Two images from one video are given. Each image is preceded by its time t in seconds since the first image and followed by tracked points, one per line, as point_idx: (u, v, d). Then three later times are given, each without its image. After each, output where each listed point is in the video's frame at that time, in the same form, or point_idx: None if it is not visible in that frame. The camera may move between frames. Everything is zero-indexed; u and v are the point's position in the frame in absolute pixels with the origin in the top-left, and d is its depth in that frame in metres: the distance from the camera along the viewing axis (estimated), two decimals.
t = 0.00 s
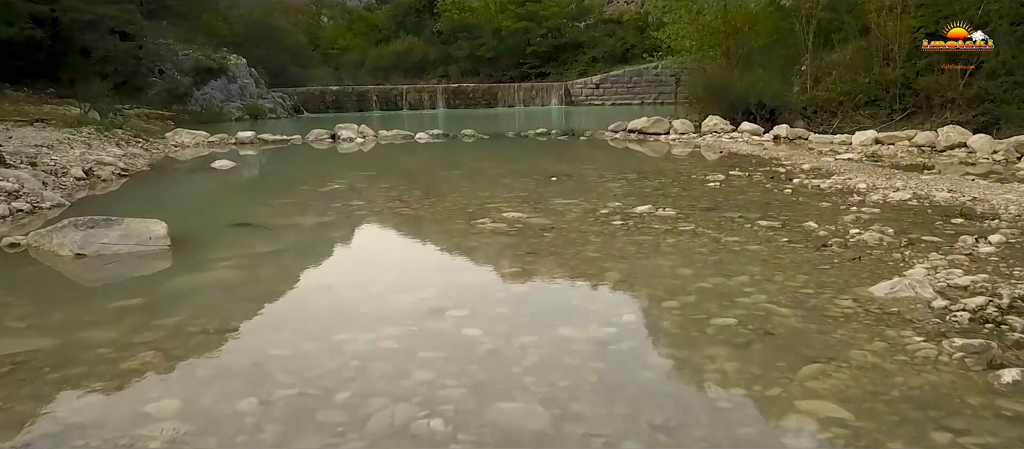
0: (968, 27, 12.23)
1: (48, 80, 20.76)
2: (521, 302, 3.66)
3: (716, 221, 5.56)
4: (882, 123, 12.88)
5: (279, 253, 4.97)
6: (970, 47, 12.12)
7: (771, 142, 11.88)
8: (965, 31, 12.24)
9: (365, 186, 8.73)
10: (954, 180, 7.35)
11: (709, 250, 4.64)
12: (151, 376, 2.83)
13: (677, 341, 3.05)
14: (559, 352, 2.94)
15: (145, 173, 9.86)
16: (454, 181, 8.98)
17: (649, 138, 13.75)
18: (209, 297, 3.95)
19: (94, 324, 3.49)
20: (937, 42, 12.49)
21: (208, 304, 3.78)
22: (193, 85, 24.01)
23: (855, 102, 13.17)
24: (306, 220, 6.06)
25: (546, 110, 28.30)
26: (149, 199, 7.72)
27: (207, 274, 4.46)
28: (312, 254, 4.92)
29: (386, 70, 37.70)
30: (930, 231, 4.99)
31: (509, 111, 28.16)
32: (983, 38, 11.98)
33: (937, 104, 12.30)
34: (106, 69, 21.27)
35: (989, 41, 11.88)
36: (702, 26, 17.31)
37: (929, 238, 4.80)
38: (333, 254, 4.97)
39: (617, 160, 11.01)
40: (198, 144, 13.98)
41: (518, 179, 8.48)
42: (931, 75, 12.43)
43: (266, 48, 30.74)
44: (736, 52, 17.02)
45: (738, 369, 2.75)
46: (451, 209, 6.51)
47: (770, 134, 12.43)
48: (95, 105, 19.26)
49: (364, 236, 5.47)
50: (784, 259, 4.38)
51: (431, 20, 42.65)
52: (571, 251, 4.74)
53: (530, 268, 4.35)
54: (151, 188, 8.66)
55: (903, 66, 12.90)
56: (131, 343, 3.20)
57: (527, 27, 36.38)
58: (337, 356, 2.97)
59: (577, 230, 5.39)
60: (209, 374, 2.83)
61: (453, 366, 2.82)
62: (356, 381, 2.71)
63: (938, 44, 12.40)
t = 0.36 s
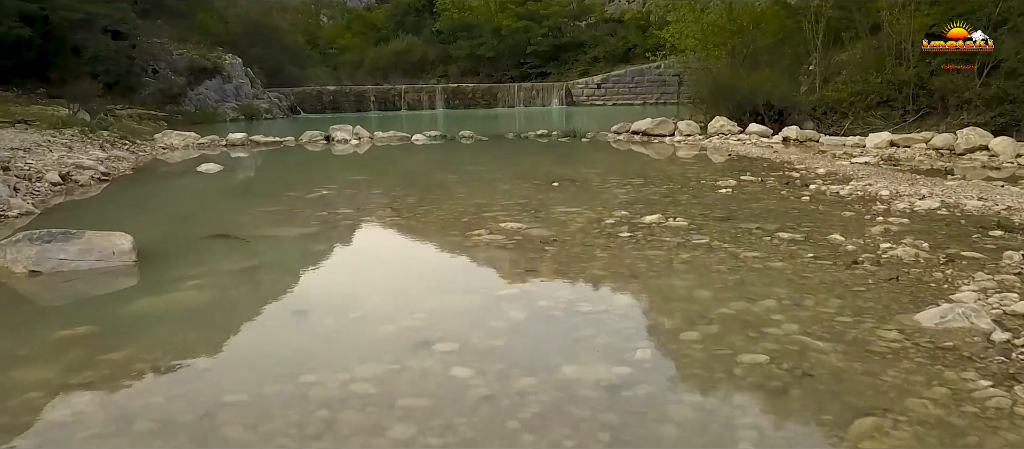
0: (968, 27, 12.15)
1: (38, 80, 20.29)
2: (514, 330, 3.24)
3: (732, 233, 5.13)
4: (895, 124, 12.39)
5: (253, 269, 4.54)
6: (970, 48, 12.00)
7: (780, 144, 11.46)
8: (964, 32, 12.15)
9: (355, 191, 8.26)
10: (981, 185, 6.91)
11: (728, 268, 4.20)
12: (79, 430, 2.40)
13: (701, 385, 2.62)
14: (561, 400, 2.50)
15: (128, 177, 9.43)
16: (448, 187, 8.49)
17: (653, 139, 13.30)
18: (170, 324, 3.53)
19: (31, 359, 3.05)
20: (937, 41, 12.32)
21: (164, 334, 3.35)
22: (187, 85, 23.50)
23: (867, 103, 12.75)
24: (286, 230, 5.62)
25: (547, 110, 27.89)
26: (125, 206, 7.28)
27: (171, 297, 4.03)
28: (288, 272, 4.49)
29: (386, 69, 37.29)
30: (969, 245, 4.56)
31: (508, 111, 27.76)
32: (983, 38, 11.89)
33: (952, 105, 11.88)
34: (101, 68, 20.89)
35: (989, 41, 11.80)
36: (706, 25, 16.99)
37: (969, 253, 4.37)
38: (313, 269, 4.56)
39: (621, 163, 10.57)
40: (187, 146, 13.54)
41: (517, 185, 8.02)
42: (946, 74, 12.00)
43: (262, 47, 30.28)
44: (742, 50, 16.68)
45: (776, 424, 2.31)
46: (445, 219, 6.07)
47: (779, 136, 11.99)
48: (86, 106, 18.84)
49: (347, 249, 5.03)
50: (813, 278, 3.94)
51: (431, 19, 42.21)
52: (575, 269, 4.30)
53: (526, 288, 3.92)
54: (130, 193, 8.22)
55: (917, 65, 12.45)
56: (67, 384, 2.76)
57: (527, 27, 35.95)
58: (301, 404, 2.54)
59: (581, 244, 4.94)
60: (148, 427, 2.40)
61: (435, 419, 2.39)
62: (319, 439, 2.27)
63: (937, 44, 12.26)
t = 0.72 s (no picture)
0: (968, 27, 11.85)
1: (28, 80, 19.58)
2: (509, 368, 2.80)
3: (752, 247, 4.67)
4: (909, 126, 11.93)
5: (221, 288, 4.08)
6: (970, 48, 11.78)
7: (791, 147, 11.04)
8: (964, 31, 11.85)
9: (344, 197, 7.78)
10: (1012, 192, 6.47)
11: (752, 291, 3.75)
12: None
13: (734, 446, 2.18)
14: None
15: (108, 182, 9.00)
16: (441, 192, 8.01)
17: (658, 141, 12.85)
18: (111, 358, 3.09)
19: None
20: (937, 41, 12.10)
21: (105, 371, 2.92)
22: (180, 85, 23.12)
23: (880, 104, 12.31)
24: (264, 243, 5.17)
25: (548, 111, 27.48)
26: (99, 214, 6.86)
27: (125, 321, 3.58)
28: (259, 291, 4.04)
29: (385, 70, 36.90)
30: (1016, 264, 4.11)
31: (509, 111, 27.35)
32: (983, 38, 11.70)
33: (969, 106, 11.45)
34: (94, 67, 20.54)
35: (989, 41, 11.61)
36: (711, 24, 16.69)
37: (1020, 273, 3.92)
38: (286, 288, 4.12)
39: (625, 166, 10.13)
40: (175, 149, 13.12)
41: (515, 191, 7.56)
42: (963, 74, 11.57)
43: (259, 47, 29.84)
44: (747, 49, 16.44)
45: None
46: (438, 230, 5.61)
47: (789, 138, 11.58)
48: (76, 106, 18.42)
49: (329, 265, 4.59)
50: (849, 303, 3.49)
51: (430, 18, 41.74)
52: (579, 291, 3.83)
53: (522, 312, 3.48)
54: (107, 200, 7.79)
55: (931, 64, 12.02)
56: None
57: (527, 26, 35.51)
58: None
59: (586, 260, 4.48)
60: None
61: None
62: None
63: (938, 44, 12.04)
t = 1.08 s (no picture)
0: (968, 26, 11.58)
1: (17, 80, 19.16)
2: (506, 420, 2.39)
3: (774, 265, 4.22)
4: (923, 127, 11.48)
5: (180, 314, 3.64)
6: (970, 48, 11.52)
7: (802, 150, 10.61)
8: (964, 31, 11.58)
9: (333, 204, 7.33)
10: None
11: (781, 320, 3.30)
12: None
13: None
14: None
15: (86, 188, 8.55)
16: (437, 198, 7.56)
17: (662, 143, 12.41)
18: (38, 406, 2.66)
19: None
20: (937, 41, 11.80)
21: (39, 421, 2.53)
22: (174, 85, 22.69)
23: (893, 105, 11.86)
24: (237, 260, 4.71)
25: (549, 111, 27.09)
26: (70, 223, 6.43)
27: (72, 354, 3.15)
28: (224, 319, 3.59)
29: (383, 70, 36.49)
30: None
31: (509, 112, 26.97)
32: (983, 38, 11.41)
33: (987, 107, 11.00)
34: (85, 67, 20.13)
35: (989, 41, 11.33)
36: (716, 22, 16.31)
37: None
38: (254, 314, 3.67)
39: (629, 170, 9.70)
40: (163, 152, 12.69)
41: (514, 198, 7.11)
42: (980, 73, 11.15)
43: (255, 47, 29.42)
44: (753, 48, 16.01)
45: None
46: (431, 243, 5.16)
47: (800, 140, 11.15)
48: (65, 107, 17.99)
49: (305, 284, 4.13)
50: (897, 337, 3.03)
51: (429, 18, 41.31)
52: (585, 319, 3.38)
53: (519, 345, 3.02)
54: (81, 208, 7.35)
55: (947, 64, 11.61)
56: None
57: (527, 25, 35.08)
58: None
59: (591, 280, 4.04)
60: None
61: None
62: None
63: (938, 44, 11.73)
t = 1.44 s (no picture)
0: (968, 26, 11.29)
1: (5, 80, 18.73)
2: None
3: (801, 288, 3.76)
4: (939, 129, 11.02)
5: (118, 351, 3.18)
6: (970, 48, 11.23)
7: (813, 153, 10.16)
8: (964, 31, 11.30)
9: (317, 212, 6.86)
10: None
11: (817, 358, 2.84)
12: None
13: None
14: None
15: (60, 194, 8.10)
16: (428, 206, 7.03)
17: (667, 146, 11.95)
18: None
19: None
20: (937, 41, 11.56)
21: None
22: (166, 86, 22.24)
23: (907, 106, 11.41)
24: (199, 279, 4.23)
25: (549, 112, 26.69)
26: (33, 232, 5.97)
27: None
28: (171, 356, 3.13)
29: (382, 69, 36.02)
30: None
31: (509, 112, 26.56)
32: (983, 38, 11.12)
33: (1007, 108, 10.51)
34: (75, 67, 19.70)
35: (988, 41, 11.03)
36: (721, 20, 15.86)
37: None
38: (208, 347, 3.22)
39: (634, 174, 9.22)
40: (149, 155, 12.23)
41: (511, 207, 6.61)
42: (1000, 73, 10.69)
43: (251, 46, 28.94)
44: (759, 48, 15.52)
45: None
46: (419, 259, 4.69)
47: (811, 143, 10.71)
48: (53, 107, 17.55)
49: (274, 311, 3.68)
50: (960, 383, 2.58)
51: (428, 17, 40.88)
52: (587, 357, 2.91)
53: (509, 393, 2.58)
54: (50, 215, 6.90)
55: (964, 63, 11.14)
56: None
57: (527, 24, 34.64)
58: None
59: (596, 305, 3.57)
60: None
61: None
62: None
63: (938, 44, 11.49)
